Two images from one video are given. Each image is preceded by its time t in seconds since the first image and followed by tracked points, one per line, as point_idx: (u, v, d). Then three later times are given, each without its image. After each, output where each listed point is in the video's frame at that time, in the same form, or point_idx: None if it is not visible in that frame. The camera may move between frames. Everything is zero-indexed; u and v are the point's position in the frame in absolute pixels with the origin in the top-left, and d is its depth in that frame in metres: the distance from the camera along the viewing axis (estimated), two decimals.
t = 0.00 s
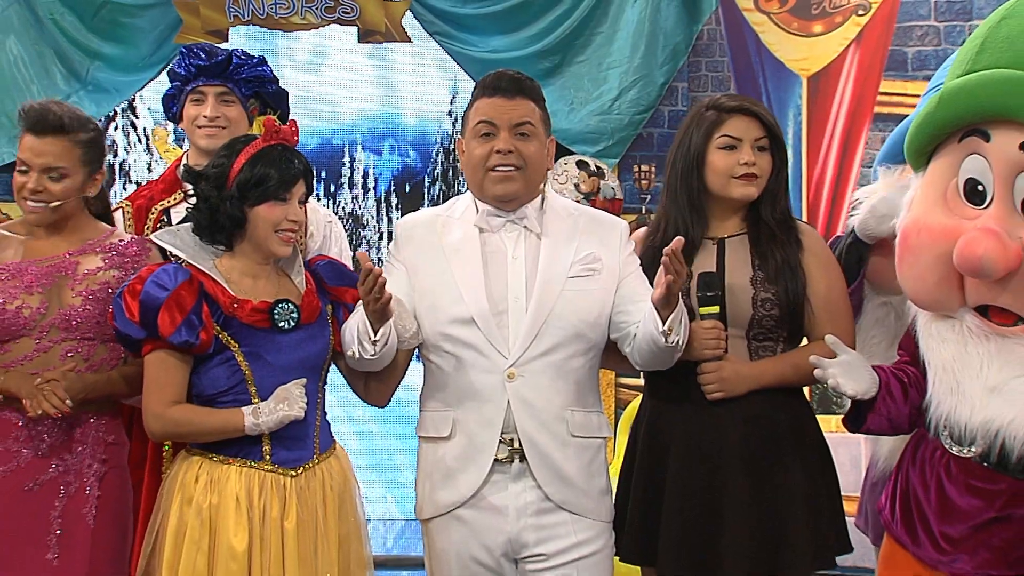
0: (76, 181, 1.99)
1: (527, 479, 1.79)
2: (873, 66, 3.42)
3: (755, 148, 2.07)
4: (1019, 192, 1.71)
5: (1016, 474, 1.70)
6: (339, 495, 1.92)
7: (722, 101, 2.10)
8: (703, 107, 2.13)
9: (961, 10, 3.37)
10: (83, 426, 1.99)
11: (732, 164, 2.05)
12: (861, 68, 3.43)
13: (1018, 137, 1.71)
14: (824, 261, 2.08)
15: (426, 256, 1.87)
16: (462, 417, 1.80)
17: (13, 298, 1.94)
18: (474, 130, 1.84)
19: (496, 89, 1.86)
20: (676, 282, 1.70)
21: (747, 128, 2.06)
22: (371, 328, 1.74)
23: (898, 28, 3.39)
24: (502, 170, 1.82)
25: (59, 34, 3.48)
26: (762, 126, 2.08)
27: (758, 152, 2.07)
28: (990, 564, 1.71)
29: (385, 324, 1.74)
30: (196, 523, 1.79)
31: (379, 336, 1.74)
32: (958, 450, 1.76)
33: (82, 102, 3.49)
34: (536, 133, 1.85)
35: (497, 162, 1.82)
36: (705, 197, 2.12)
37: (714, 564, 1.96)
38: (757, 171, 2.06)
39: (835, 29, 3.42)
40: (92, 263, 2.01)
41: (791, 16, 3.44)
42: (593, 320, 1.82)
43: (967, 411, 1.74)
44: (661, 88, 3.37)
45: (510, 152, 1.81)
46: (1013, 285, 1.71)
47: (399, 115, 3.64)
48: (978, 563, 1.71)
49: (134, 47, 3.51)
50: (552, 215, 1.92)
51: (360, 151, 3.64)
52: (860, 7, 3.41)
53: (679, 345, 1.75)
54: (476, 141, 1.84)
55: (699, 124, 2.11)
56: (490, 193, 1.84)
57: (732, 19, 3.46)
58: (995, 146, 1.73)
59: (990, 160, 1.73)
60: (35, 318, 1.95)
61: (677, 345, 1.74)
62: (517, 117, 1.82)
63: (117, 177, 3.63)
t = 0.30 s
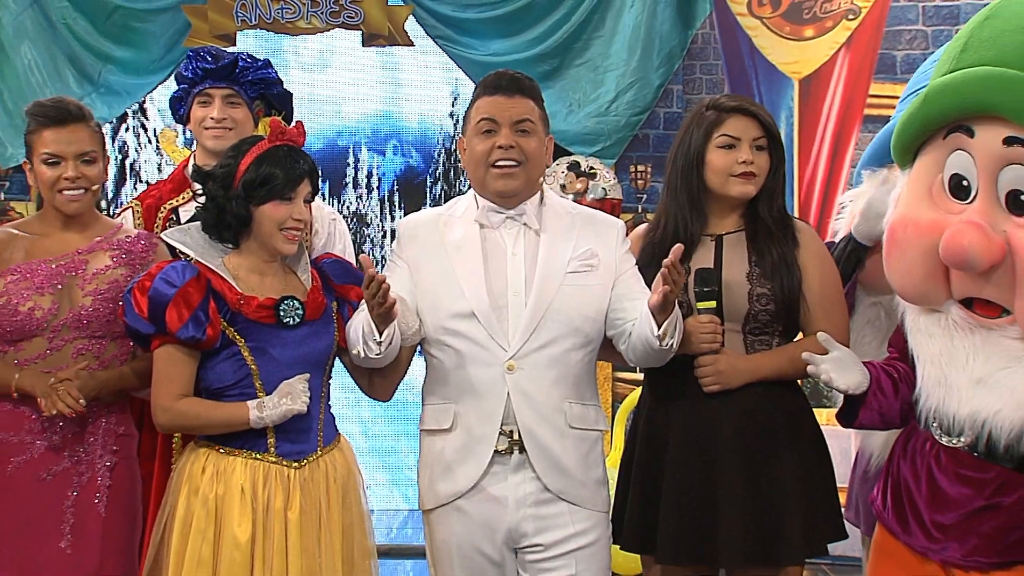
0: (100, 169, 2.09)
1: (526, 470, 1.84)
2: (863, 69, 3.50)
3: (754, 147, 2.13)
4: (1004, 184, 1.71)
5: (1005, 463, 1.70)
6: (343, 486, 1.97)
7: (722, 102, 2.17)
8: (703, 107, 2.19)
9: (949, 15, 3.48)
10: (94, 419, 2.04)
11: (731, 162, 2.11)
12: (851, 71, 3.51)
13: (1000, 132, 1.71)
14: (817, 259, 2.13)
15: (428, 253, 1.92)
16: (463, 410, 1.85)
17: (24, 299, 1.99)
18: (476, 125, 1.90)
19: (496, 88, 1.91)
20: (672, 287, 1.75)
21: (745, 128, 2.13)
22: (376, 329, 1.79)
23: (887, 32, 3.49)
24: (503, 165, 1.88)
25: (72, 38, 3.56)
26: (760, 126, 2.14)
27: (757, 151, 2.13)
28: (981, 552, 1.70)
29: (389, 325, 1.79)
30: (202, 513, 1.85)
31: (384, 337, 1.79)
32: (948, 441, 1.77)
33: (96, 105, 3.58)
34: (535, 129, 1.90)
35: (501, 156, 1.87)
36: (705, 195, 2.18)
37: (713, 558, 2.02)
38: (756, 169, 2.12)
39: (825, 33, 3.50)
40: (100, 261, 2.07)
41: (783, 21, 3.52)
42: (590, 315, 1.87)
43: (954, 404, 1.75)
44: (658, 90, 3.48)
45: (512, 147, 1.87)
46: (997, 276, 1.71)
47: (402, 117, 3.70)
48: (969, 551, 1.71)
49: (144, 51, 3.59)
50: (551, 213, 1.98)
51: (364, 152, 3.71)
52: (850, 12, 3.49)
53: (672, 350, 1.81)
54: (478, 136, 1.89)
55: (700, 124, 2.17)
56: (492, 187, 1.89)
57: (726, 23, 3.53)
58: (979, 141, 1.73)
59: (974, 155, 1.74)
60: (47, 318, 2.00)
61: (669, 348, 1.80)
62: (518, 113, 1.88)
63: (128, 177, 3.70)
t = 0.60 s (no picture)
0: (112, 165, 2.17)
1: (526, 460, 1.91)
2: (852, 73, 3.61)
3: (749, 146, 2.20)
4: (974, 178, 1.73)
5: (989, 450, 1.74)
6: (348, 476, 2.03)
7: (717, 102, 2.24)
8: (700, 108, 2.26)
9: (936, 19, 3.55)
10: (108, 410, 2.11)
11: (726, 162, 2.18)
12: (840, 74, 3.62)
13: (969, 127, 1.74)
14: (809, 256, 2.19)
15: (430, 249, 1.99)
16: (464, 400, 1.91)
17: (39, 293, 2.06)
18: (478, 125, 1.96)
19: (499, 90, 1.98)
20: (665, 277, 1.82)
21: (740, 128, 2.19)
22: (380, 319, 1.86)
23: (876, 36, 3.58)
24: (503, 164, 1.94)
25: (85, 42, 3.63)
26: (755, 127, 2.21)
27: (752, 150, 2.20)
28: (967, 536, 1.76)
29: (393, 313, 1.86)
30: (210, 501, 1.91)
31: (388, 326, 1.85)
32: (934, 429, 1.82)
33: (108, 107, 3.64)
34: (536, 129, 1.97)
35: (502, 155, 1.93)
36: (702, 194, 2.24)
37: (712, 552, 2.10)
38: (751, 168, 2.18)
39: (816, 36, 3.60)
40: (111, 256, 2.12)
41: (775, 25, 3.62)
42: (586, 307, 1.94)
43: (936, 393, 1.80)
44: (654, 92, 3.56)
45: (513, 146, 1.93)
46: (970, 267, 1.73)
47: (406, 118, 3.81)
48: (956, 537, 1.77)
49: (156, 54, 3.67)
50: (549, 211, 2.04)
51: (369, 153, 3.80)
52: (840, 16, 3.59)
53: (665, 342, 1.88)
54: (480, 136, 1.96)
55: (696, 125, 2.23)
56: (493, 186, 1.95)
57: (719, 26, 3.64)
58: (950, 136, 1.77)
59: (946, 152, 1.77)
60: (61, 312, 2.06)
61: (663, 339, 1.87)
62: (519, 113, 1.95)
63: (140, 176, 3.80)
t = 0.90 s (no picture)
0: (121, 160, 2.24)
1: (525, 447, 1.97)
2: (842, 72, 3.77)
3: (745, 145, 2.26)
4: (954, 163, 1.79)
5: (974, 434, 1.80)
6: (349, 464, 2.09)
7: (714, 102, 2.30)
8: (697, 107, 2.32)
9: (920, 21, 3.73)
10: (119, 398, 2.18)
11: (724, 160, 2.24)
12: (830, 74, 3.78)
13: (950, 113, 1.79)
14: (805, 251, 2.26)
15: (430, 241, 2.05)
16: (464, 387, 1.98)
17: (53, 286, 2.12)
18: (486, 116, 2.03)
19: (509, 87, 2.04)
20: (664, 268, 1.88)
21: (737, 127, 2.25)
22: (382, 312, 1.91)
23: (865, 37, 3.76)
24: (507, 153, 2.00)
25: (97, 43, 3.78)
26: (751, 125, 2.27)
27: (748, 149, 2.26)
28: (954, 521, 1.81)
29: (396, 307, 1.92)
30: (216, 487, 1.98)
31: (392, 318, 1.91)
32: (921, 417, 1.88)
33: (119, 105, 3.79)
34: (541, 126, 2.04)
35: (507, 144, 1.99)
36: (700, 190, 2.30)
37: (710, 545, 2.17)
38: (747, 166, 2.24)
39: (806, 37, 3.77)
40: (121, 249, 2.19)
41: (766, 26, 3.81)
42: (582, 297, 2.01)
43: (921, 378, 1.85)
44: (648, 92, 3.75)
45: (518, 137, 2.00)
46: (950, 251, 1.79)
47: (408, 117, 4.00)
48: (943, 521, 1.82)
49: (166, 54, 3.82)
50: (546, 206, 2.10)
51: (371, 150, 3.99)
52: (830, 18, 3.75)
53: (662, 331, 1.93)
54: (487, 126, 2.02)
55: (694, 123, 2.29)
56: (494, 173, 2.01)
57: (712, 30, 3.84)
58: (931, 123, 1.83)
59: (929, 138, 1.83)
60: (75, 303, 2.13)
61: (660, 329, 1.92)
62: (527, 109, 2.01)
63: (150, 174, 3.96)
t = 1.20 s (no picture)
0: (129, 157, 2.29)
1: (524, 436, 2.03)
2: (830, 74, 3.97)
3: (740, 144, 2.32)
4: (937, 160, 1.85)
5: (963, 422, 1.86)
6: (349, 454, 2.15)
7: (710, 102, 2.36)
8: (693, 107, 2.38)
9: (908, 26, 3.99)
10: (128, 389, 2.24)
11: (719, 158, 2.30)
12: (820, 74, 3.98)
13: (931, 112, 1.86)
14: (798, 246, 2.33)
15: (430, 237, 2.12)
16: (464, 378, 2.04)
17: (65, 281, 2.18)
18: (493, 115, 2.09)
19: (514, 87, 2.11)
20: (648, 258, 1.95)
21: (732, 126, 2.32)
22: (391, 298, 1.98)
23: (853, 39, 4.00)
24: (510, 152, 2.07)
25: (110, 46, 4.07)
26: (745, 124, 2.33)
27: (742, 147, 2.32)
28: (945, 506, 1.87)
29: (403, 294, 1.98)
30: (218, 473, 2.04)
31: (399, 306, 1.98)
32: (911, 408, 1.93)
33: (132, 104, 4.09)
34: (545, 129, 2.10)
35: (511, 143, 2.06)
36: (696, 187, 2.36)
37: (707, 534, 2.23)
38: (741, 164, 2.31)
39: (796, 40, 3.97)
40: (131, 245, 2.25)
41: (758, 29, 4.02)
42: (579, 291, 2.08)
43: (910, 368, 1.92)
44: (643, 92, 4.03)
45: (523, 137, 2.06)
46: (935, 246, 1.85)
47: (411, 117, 4.38)
48: (934, 506, 1.88)
49: (175, 56, 4.12)
50: (543, 202, 2.17)
51: (375, 149, 4.37)
52: (819, 21, 3.95)
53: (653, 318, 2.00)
54: (493, 124, 2.08)
55: (690, 122, 2.36)
56: (496, 171, 2.08)
57: (705, 31, 4.11)
58: (914, 122, 1.89)
59: (912, 138, 1.89)
60: (86, 298, 2.19)
61: (650, 317, 2.00)
62: (533, 110, 2.08)
63: (160, 171, 4.36)
